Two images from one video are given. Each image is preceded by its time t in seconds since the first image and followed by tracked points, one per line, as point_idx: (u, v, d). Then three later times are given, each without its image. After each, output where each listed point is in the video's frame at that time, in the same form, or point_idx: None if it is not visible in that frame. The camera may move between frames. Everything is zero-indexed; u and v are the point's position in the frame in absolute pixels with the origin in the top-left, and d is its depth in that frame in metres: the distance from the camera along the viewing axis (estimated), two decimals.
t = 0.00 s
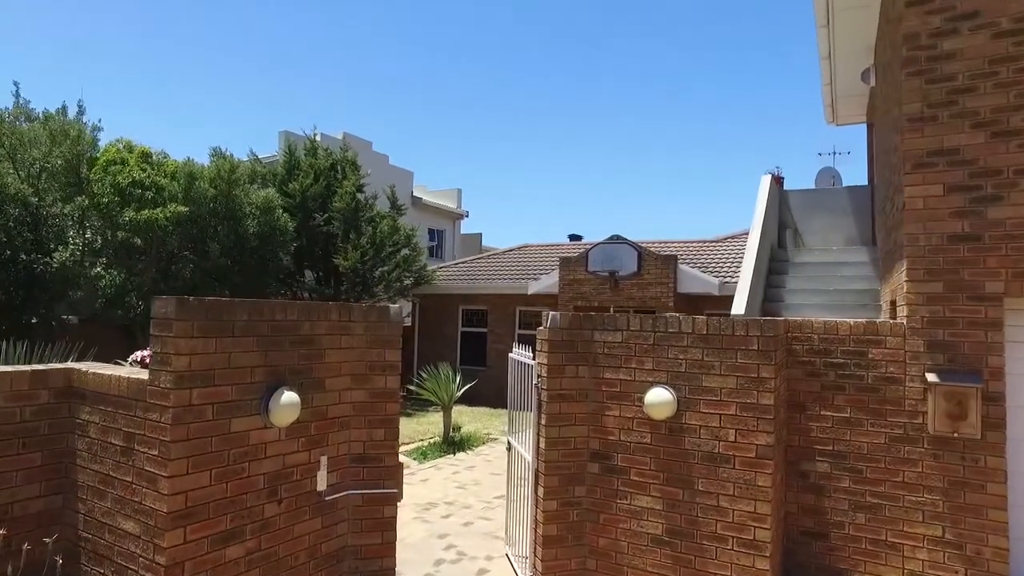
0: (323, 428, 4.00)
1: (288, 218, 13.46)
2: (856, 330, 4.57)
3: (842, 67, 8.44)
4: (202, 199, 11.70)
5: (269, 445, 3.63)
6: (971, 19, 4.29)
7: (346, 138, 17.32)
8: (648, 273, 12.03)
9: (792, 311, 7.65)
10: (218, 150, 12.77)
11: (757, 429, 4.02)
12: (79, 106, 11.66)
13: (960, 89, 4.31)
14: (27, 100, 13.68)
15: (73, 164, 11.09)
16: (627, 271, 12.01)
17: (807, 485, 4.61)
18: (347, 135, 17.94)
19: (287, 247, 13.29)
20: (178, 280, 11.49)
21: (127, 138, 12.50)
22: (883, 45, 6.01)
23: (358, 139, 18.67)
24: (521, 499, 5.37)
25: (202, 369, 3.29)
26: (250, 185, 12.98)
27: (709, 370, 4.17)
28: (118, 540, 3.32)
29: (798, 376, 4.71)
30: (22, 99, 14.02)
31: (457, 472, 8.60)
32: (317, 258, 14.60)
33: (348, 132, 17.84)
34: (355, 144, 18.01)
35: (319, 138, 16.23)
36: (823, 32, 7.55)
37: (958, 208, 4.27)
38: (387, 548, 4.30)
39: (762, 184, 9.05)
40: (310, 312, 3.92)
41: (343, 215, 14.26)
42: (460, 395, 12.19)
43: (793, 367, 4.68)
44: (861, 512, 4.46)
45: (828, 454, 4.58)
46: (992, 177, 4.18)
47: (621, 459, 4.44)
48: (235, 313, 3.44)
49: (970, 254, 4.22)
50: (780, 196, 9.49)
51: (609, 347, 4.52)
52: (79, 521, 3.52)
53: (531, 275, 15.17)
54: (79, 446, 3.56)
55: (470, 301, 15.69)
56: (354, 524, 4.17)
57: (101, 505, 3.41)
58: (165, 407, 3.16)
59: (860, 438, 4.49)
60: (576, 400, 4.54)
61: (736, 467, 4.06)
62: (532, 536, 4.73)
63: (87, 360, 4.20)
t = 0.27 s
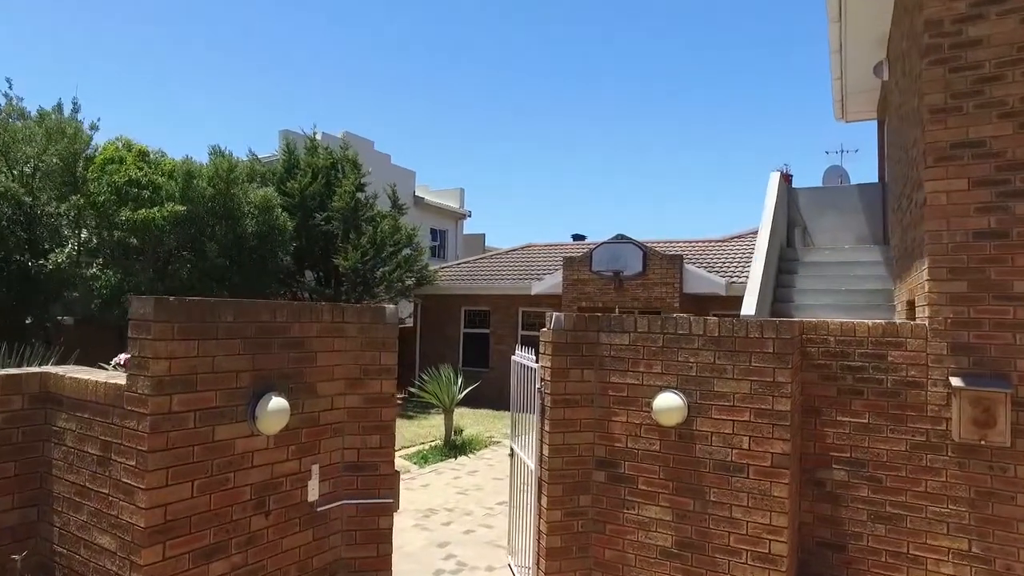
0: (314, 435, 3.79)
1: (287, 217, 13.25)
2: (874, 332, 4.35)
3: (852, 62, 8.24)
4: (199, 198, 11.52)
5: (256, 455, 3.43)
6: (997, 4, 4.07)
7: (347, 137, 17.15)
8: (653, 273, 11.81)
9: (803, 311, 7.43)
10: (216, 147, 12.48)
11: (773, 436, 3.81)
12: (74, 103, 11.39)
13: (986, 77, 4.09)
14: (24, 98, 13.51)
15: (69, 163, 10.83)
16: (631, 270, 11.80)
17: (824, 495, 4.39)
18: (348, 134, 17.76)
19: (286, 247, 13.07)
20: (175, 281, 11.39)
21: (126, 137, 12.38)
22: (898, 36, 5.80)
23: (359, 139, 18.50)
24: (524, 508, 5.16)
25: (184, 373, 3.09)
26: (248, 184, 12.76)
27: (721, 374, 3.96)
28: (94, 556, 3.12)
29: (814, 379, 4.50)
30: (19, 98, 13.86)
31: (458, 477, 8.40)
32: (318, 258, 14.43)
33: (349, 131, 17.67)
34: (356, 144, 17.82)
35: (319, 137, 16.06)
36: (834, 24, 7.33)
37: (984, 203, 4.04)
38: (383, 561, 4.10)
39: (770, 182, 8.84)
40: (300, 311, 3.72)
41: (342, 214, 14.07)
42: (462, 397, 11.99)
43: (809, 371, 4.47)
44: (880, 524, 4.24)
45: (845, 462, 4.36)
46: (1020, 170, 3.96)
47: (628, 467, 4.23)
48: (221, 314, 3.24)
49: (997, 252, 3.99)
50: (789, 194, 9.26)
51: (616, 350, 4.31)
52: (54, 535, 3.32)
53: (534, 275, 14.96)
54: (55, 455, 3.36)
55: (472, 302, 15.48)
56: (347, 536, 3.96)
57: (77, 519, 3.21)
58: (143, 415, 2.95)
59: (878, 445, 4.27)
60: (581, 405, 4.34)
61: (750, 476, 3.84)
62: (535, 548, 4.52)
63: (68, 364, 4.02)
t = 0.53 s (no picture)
0: (307, 443, 3.62)
1: (288, 217, 13.08)
2: (892, 335, 4.17)
3: (863, 57, 8.05)
4: (198, 197, 11.35)
5: (245, 464, 3.26)
6: None
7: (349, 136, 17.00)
8: (659, 273, 11.63)
9: (814, 313, 7.21)
10: (215, 145, 12.29)
11: (788, 444, 3.62)
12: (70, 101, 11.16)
13: (1011, 67, 3.90)
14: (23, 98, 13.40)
15: (66, 162, 10.62)
16: (637, 271, 11.62)
17: (840, 505, 4.22)
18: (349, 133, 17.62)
19: (286, 246, 12.89)
20: (173, 281, 11.25)
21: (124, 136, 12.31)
22: (913, 28, 5.61)
23: (361, 138, 18.35)
24: (528, 516, 4.99)
25: (167, 380, 2.92)
26: (249, 183, 12.57)
27: (734, 379, 3.78)
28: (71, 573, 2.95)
29: (829, 384, 4.31)
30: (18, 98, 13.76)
31: (461, 481, 8.23)
32: (318, 258, 14.28)
33: (351, 131, 17.53)
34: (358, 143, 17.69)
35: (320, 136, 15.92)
36: (846, 18, 7.14)
37: (1009, 199, 3.85)
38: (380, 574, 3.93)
39: (778, 181, 8.64)
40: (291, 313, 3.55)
41: (343, 214, 13.91)
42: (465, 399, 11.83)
43: (823, 375, 4.27)
44: (900, 535, 4.05)
45: (863, 470, 4.18)
46: None
47: (636, 476, 4.06)
48: (207, 316, 3.08)
49: None
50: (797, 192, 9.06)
51: (623, 353, 4.14)
52: (31, 549, 3.16)
53: (538, 276, 14.78)
54: (33, 465, 3.19)
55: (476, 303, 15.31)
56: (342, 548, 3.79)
57: (54, 533, 3.05)
58: (122, 425, 2.78)
59: (898, 453, 4.08)
60: (586, 410, 4.17)
61: (764, 487, 3.66)
62: (539, 559, 4.35)
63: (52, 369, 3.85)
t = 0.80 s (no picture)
0: (299, 451, 3.44)
1: (289, 217, 12.85)
2: (913, 336, 3.93)
3: (877, 51, 7.84)
4: (198, 196, 11.19)
5: (232, 475, 3.08)
6: None
7: (351, 135, 16.84)
8: (665, 273, 11.43)
9: (828, 314, 6.98)
10: (215, 144, 12.11)
11: (807, 452, 3.43)
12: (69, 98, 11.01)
13: None
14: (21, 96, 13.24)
15: (63, 160, 10.69)
16: (643, 270, 11.41)
17: (860, 516, 3.98)
18: (351, 132, 17.45)
19: (288, 246, 12.67)
20: (172, 282, 11.03)
21: (122, 134, 12.12)
22: (933, 18, 5.40)
23: (363, 137, 18.18)
24: (531, 525, 4.80)
25: (146, 386, 2.73)
26: (249, 182, 12.36)
27: (749, 384, 3.58)
28: None
29: (847, 388, 4.04)
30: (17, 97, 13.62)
31: (463, 486, 8.04)
32: (320, 258, 14.11)
33: (353, 129, 17.35)
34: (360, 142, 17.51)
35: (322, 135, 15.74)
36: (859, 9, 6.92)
37: None
38: None
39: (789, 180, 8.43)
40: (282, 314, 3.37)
41: (344, 213, 13.74)
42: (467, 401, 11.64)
43: (841, 378, 4.02)
44: (923, 547, 3.84)
45: (886, 479, 3.93)
46: None
47: (645, 485, 3.87)
48: (190, 317, 2.89)
49: None
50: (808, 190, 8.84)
51: (631, 356, 3.94)
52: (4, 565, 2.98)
53: (542, 275, 14.60)
54: (6, 476, 3.02)
55: (479, 303, 15.11)
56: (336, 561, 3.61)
57: (28, 548, 2.87)
58: (98, 433, 2.60)
59: (921, 461, 3.85)
60: (593, 416, 3.97)
61: (782, 497, 3.46)
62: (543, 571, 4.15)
63: (34, 373, 3.68)
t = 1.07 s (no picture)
0: (292, 460, 3.26)
1: (290, 216, 12.70)
2: (938, 339, 3.72)
3: (891, 45, 7.64)
4: (197, 196, 11.08)
5: (220, 486, 2.90)
6: None
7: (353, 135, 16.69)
8: (672, 273, 11.25)
9: (842, 315, 6.74)
10: (214, 143, 12.01)
11: (829, 462, 3.24)
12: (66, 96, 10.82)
13: None
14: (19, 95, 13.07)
15: (59, 159, 10.67)
16: (649, 270, 11.23)
17: (882, 528, 3.77)
18: (353, 131, 17.30)
19: (288, 245, 12.48)
20: (171, 282, 10.87)
21: (121, 134, 11.99)
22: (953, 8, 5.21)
23: (366, 136, 18.02)
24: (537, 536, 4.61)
25: (126, 393, 2.55)
26: (249, 182, 12.25)
27: (766, 389, 3.39)
28: None
29: (868, 393, 3.83)
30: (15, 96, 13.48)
31: (466, 491, 7.86)
32: (322, 259, 13.95)
33: (355, 129, 17.20)
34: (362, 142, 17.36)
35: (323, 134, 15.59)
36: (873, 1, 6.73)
37: None
38: None
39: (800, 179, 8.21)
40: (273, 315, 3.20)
41: (346, 213, 13.57)
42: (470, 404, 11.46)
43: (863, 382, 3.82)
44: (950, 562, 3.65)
45: (909, 489, 3.72)
46: None
47: (656, 495, 3.68)
48: (174, 319, 2.72)
49: None
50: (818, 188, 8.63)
51: (641, 360, 3.75)
52: None
53: (546, 276, 14.42)
54: None
55: (482, 304, 14.93)
56: None
57: None
58: (72, 444, 2.42)
59: (947, 470, 3.65)
60: (601, 423, 3.78)
61: (802, 509, 3.28)
62: None
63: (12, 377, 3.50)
